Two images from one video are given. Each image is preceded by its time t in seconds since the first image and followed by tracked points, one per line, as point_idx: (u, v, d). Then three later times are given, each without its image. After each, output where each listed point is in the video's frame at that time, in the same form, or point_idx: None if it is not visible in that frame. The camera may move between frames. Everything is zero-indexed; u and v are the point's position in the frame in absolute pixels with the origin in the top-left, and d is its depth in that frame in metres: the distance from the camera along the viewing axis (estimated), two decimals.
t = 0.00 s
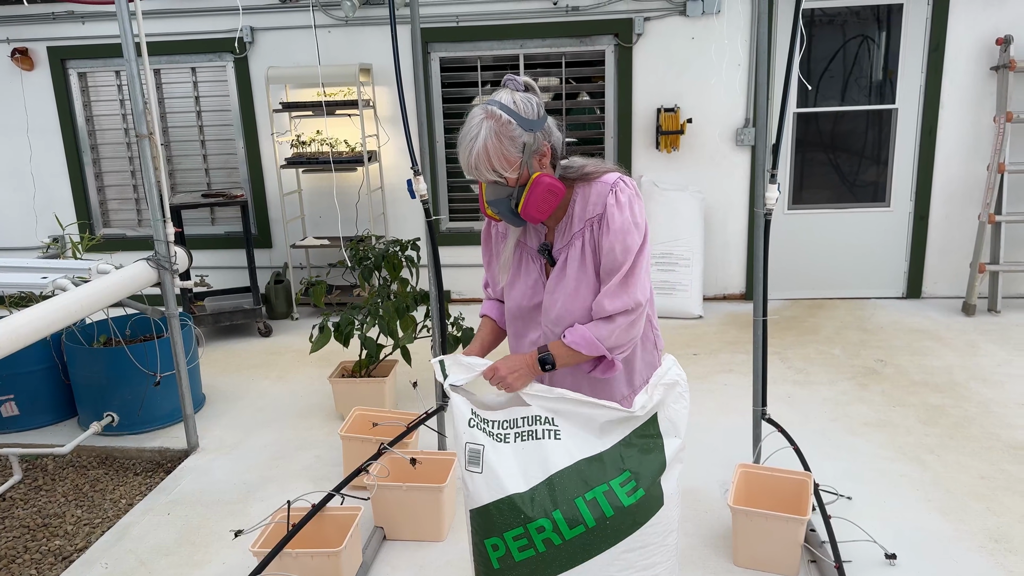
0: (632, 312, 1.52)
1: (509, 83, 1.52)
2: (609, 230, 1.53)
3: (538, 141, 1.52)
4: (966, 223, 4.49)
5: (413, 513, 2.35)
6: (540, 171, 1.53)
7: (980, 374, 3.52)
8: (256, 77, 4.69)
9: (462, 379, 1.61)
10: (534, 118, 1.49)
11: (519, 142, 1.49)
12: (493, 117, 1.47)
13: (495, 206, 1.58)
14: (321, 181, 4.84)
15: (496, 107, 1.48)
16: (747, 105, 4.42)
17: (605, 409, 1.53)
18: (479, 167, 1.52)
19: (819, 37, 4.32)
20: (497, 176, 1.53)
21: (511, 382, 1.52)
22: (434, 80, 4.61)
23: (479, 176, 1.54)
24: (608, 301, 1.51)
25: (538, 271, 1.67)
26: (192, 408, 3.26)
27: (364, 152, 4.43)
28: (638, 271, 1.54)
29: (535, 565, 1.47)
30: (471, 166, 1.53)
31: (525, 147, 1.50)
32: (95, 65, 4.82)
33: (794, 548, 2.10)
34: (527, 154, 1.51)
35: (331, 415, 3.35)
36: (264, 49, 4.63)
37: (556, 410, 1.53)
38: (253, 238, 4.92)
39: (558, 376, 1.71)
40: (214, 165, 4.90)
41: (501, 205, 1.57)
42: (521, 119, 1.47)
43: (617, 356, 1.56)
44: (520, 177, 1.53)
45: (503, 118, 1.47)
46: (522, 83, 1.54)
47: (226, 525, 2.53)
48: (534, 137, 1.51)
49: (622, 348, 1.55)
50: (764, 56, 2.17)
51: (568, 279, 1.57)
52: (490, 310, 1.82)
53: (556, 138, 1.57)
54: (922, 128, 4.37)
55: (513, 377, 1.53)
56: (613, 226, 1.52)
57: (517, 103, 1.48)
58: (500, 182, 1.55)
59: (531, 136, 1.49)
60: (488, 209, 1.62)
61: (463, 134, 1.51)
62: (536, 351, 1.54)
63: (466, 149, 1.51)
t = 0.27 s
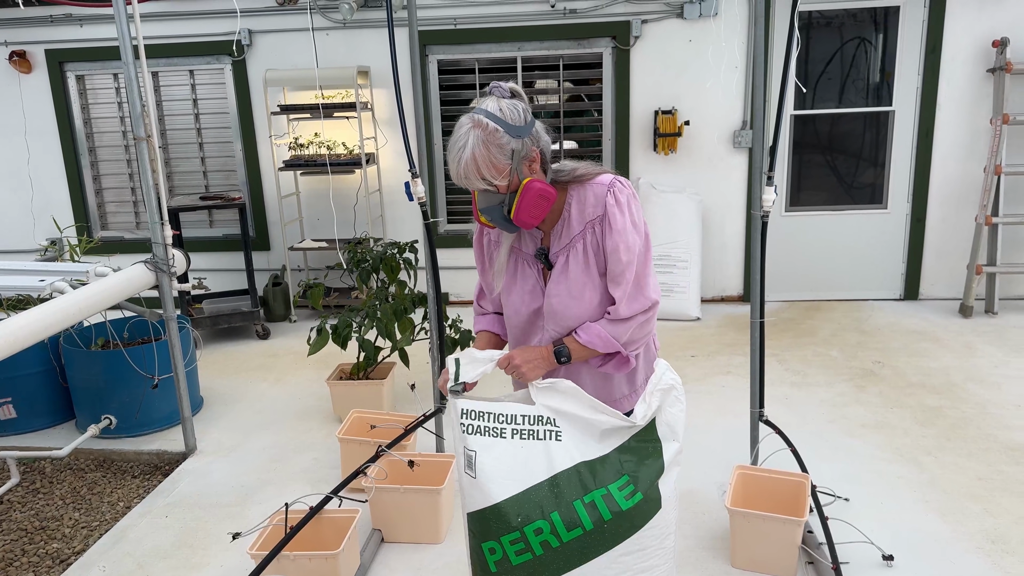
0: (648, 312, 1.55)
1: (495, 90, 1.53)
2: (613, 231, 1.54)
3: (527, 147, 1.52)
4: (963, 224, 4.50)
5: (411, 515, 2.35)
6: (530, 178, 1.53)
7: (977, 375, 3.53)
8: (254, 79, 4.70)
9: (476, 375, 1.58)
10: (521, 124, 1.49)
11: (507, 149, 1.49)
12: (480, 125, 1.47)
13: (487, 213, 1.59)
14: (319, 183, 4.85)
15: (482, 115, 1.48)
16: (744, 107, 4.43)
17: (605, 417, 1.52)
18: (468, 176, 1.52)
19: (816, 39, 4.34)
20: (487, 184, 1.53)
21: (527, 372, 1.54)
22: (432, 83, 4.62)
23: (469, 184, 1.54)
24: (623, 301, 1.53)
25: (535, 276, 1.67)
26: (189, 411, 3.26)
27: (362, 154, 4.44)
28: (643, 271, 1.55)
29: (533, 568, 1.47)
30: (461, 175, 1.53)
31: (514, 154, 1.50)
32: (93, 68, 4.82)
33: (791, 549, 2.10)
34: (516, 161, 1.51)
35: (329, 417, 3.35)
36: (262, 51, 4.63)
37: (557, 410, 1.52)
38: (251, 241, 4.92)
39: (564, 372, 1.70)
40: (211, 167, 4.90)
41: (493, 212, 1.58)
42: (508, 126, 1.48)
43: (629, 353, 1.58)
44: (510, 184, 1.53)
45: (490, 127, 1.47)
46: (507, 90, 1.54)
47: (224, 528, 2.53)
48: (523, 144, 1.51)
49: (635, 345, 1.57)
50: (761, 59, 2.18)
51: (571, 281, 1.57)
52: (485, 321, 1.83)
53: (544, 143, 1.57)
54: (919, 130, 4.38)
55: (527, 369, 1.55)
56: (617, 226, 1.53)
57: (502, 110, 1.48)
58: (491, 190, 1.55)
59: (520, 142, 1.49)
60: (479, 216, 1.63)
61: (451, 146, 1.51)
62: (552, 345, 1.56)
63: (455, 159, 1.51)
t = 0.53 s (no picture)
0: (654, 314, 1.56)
1: (497, 91, 1.53)
2: (616, 234, 1.54)
3: (528, 149, 1.53)
4: (961, 226, 4.51)
5: (409, 517, 2.35)
6: (531, 180, 1.54)
7: (975, 377, 3.53)
8: (252, 82, 4.70)
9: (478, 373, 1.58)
10: (522, 126, 1.50)
11: (509, 150, 1.49)
12: (481, 126, 1.48)
13: (488, 215, 1.59)
14: (317, 185, 4.86)
15: (484, 117, 1.49)
16: (742, 109, 4.43)
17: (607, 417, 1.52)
18: (470, 177, 1.52)
19: (813, 41, 4.35)
20: (487, 185, 1.53)
21: (532, 372, 1.54)
22: (431, 85, 4.63)
23: (471, 186, 1.54)
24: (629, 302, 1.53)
25: (534, 277, 1.67)
26: (188, 413, 3.26)
27: (360, 157, 4.44)
28: (646, 274, 1.56)
29: (532, 568, 1.47)
30: (462, 176, 1.53)
31: (515, 155, 1.50)
32: (92, 70, 4.82)
33: (789, 550, 2.10)
34: (517, 163, 1.51)
35: (328, 419, 3.35)
36: (261, 54, 4.64)
37: (558, 410, 1.52)
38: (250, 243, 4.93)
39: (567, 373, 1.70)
40: (210, 170, 4.90)
41: (494, 214, 1.58)
42: (510, 128, 1.48)
43: (636, 353, 1.59)
44: (512, 186, 1.53)
45: (492, 128, 1.47)
46: (509, 91, 1.54)
47: (222, 530, 2.52)
48: (524, 145, 1.51)
49: (642, 345, 1.59)
50: (759, 60, 2.18)
51: (574, 283, 1.58)
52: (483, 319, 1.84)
53: (546, 144, 1.57)
54: (916, 132, 4.39)
55: (534, 369, 1.54)
56: (619, 230, 1.54)
57: (504, 112, 1.49)
58: (493, 192, 1.56)
59: (520, 144, 1.50)
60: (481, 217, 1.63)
61: (452, 147, 1.51)
62: (559, 345, 1.57)
63: (456, 160, 1.51)
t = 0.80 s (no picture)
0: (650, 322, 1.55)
1: (506, 88, 1.53)
2: (615, 240, 1.54)
3: (534, 147, 1.54)
4: (959, 228, 4.51)
5: (408, 519, 2.35)
6: (536, 178, 1.54)
7: (974, 378, 3.53)
8: (251, 84, 4.70)
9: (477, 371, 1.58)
10: (529, 124, 1.50)
11: (514, 148, 1.50)
12: (488, 123, 1.48)
13: (492, 211, 1.59)
14: (316, 188, 4.86)
15: (492, 114, 1.49)
16: (741, 111, 4.44)
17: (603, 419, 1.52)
18: (475, 173, 1.52)
19: (812, 43, 4.36)
20: (492, 182, 1.54)
21: (522, 372, 1.55)
22: (430, 87, 4.63)
23: (475, 182, 1.55)
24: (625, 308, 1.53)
25: (532, 275, 1.67)
26: (187, 415, 3.26)
27: (360, 159, 4.44)
28: (645, 282, 1.55)
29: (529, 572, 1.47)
30: (468, 172, 1.54)
31: (521, 153, 1.51)
32: (91, 73, 4.82)
33: (788, 552, 2.10)
34: (523, 161, 1.52)
35: (327, 421, 3.35)
36: (260, 56, 4.64)
37: (554, 413, 1.52)
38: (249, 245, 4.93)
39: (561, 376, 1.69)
40: (209, 172, 4.90)
41: (498, 210, 1.59)
42: (517, 125, 1.49)
43: (630, 360, 1.59)
44: (516, 184, 1.54)
45: (500, 125, 1.48)
46: (518, 88, 1.54)
47: (221, 532, 2.52)
48: (530, 144, 1.52)
49: (636, 353, 1.58)
50: (758, 62, 2.18)
51: (571, 285, 1.58)
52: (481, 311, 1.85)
53: (551, 143, 1.58)
54: (915, 133, 4.39)
55: (526, 370, 1.55)
56: (619, 236, 1.53)
57: (511, 109, 1.49)
58: (497, 189, 1.56)
59: (527, 142, 1.51)
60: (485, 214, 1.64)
61: (459, 141, 1.52)
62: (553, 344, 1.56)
63: (462, 153, 1.51)
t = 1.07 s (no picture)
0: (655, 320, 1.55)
1: (506, 90, 1.53)
2: (617, 238, 1.54)
3: (534, 148, 1.54)
4: (958, 229, 4.52)
5: (408, 521, 2.34)
6: (537, 178, 1.54)
7: (973, 379, 3.53)
8: (251, 86, 4.70)
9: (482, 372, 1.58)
10: (529, 126, 1.50)
11: (515, 149, 1.51)
12: (488, 124, 1.49)
13: (492, 212, 1.60)
14: (316, 189, 4.86)
15: (492, 115, 1.50)
16: (740, 112, 4.44)
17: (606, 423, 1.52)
18: (476, 174, 1.53)
19: (811, 44, 4.36)
20: (493, 183, 1.54)
21: (532, 373, 1.55)
22: (429, 88, 4.64)
23: (477, 183, 1.56)
24: (627, 306, 1.53)
25: (533, 276, 1.67)
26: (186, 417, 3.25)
27: (359, 160, 4.44)
28: (647, 280, 1.55)
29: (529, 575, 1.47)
30: (469, 174, 1.54)
31: (521, 154, 1.51)
32: (90, 74, 4.82)
33: (788, 553, 2.10)
34: (523, 162, 1.52)
35: (326, 423, 3.35)
36: (260, 57, 4.64)
37: (556, 417, 1.51)
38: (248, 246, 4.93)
39: (565, 376, 1.69)
40: (209, 173, 4.90)
41: (499, 212, 1.59)
42: (517, 126, 1.49)
43: (636, 359, 1.61)
44: (517, 184, 1.54)
45: (499, 126, 1.48)
46: (519, 89, 1.54)
47: (221, 534, 2.52)
48: (530, 144, 1.52)
49: (643, 351, 1.60)
50: (757, 64, 2.18)
51: (572, 284, 1.58)
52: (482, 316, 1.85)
53: (552, 145, 1.58)
54: (914, 134, 4.40)
55: (535, 371, 1.55)
56: (621, 234, 1.53)
57: (512, 111, 1.49)
58: (498, 190, 1.57)
59: (527, 143, 1.51)
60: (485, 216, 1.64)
61: (459, 142, 1.53)
62: (560, 345, 1.57)
63: (462, 155, 1.52)
